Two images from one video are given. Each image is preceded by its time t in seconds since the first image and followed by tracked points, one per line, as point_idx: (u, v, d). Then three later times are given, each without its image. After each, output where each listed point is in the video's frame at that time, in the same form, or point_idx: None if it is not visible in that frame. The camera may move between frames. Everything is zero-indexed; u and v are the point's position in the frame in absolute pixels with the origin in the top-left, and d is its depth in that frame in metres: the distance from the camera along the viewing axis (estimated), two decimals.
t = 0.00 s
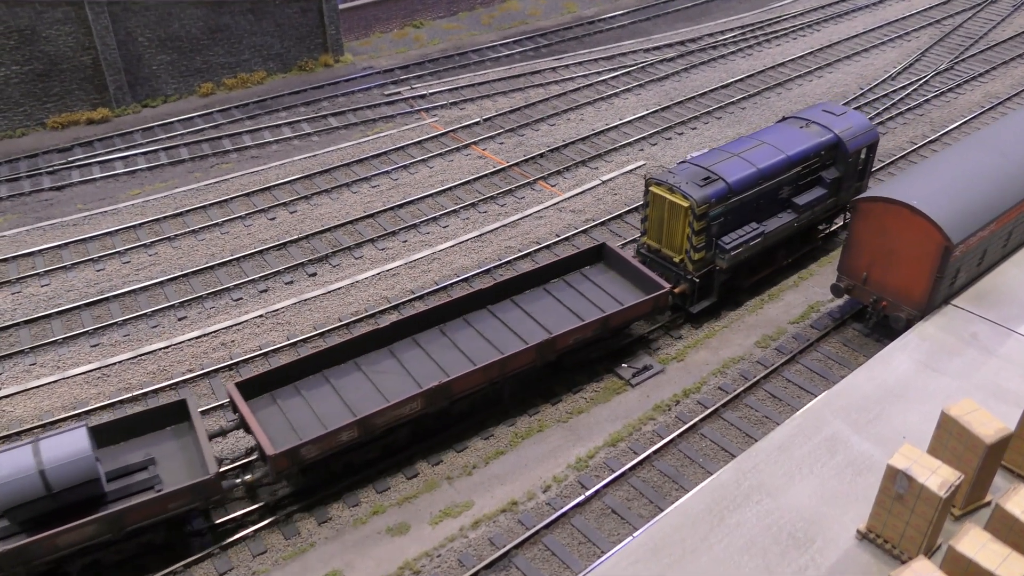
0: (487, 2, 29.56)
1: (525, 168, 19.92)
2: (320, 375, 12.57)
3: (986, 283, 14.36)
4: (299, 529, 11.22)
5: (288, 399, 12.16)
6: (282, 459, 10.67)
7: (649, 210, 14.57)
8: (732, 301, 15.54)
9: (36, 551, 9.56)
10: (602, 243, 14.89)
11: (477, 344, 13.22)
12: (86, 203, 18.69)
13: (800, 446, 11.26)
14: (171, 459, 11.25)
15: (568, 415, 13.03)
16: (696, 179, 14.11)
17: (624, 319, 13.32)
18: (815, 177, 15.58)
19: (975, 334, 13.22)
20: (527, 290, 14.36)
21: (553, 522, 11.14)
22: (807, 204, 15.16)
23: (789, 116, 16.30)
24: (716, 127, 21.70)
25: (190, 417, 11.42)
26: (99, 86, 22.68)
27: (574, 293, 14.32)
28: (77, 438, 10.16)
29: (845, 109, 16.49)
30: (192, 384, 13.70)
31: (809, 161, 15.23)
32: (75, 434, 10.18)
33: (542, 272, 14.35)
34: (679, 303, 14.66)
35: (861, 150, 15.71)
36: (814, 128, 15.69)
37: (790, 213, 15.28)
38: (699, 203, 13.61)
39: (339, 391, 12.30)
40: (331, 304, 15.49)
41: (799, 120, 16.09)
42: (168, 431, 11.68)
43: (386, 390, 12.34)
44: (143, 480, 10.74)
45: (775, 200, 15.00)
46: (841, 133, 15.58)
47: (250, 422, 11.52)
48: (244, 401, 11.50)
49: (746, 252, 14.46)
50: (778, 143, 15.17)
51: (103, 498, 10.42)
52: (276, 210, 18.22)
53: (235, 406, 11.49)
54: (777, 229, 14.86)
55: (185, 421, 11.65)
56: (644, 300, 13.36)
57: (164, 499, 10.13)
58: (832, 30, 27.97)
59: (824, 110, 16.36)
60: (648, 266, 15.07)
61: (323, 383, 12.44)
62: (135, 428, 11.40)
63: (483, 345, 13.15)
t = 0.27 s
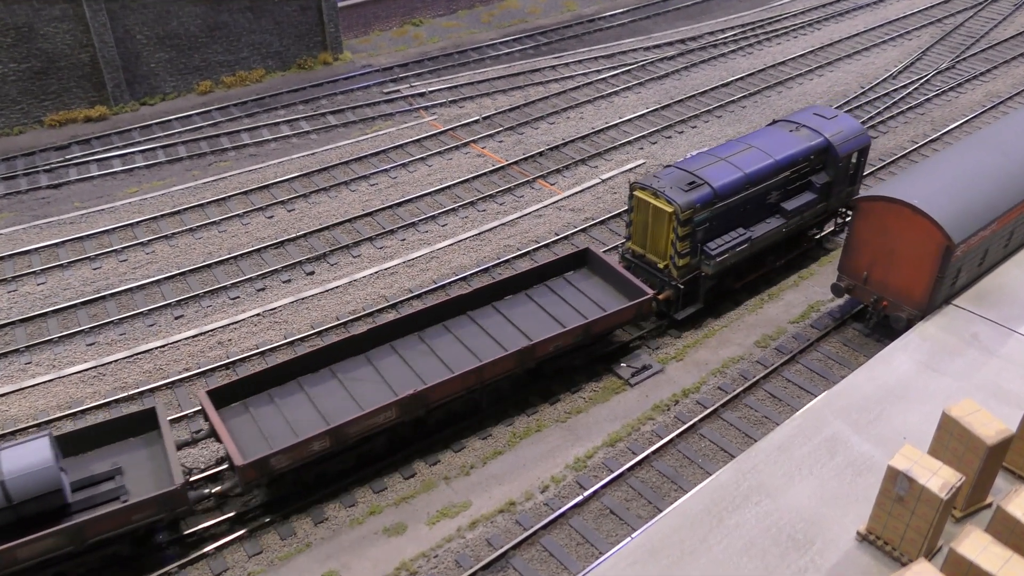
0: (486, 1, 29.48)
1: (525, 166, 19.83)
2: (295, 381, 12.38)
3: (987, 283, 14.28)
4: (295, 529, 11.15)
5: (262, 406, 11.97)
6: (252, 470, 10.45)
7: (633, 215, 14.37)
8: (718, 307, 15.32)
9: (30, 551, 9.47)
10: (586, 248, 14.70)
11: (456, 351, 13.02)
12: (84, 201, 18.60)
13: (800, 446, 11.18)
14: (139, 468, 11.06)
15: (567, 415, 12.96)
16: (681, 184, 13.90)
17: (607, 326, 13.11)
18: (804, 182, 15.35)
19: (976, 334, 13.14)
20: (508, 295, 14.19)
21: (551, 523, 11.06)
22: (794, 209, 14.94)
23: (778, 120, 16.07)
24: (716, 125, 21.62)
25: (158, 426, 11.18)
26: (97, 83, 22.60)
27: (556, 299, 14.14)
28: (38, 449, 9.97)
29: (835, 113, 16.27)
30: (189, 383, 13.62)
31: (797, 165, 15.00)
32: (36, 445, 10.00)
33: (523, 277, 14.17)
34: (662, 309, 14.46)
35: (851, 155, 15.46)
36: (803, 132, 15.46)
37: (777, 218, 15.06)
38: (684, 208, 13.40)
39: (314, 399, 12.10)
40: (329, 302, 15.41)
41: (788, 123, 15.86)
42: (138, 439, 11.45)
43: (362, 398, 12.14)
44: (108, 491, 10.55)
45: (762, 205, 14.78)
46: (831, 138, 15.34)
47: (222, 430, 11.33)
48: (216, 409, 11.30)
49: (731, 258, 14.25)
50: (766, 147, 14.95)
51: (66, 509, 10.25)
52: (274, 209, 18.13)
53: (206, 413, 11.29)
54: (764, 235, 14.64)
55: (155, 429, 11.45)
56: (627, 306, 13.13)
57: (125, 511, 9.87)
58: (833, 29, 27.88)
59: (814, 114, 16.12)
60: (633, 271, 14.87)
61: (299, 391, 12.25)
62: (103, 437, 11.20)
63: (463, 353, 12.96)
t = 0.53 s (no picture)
0: None
1: (522, 161, 19.72)
2: (264, 387, 12.16)
3: (986, 278, 14.18)
4: (290, 526, 11.08)
5: (227, 413, 11.76)
6: (213, 478, 10.22)
7: (612, 217, 14.00)
8: (701, 310, 15.05)
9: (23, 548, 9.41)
10: (565, 251, 14.44)
11: (429, 357, 12.74)
12: (79, 196, 18.51)
13: (798, 442, 11.11)
14: (99, 476, 10.89)
15: (563, 411, 12.88)
16: (661, 186, 13.52)
17: (584, 330, 12.83)
18: (789, 183, 15.00)
19: (976, 330, 13.06)
20: (485, 299, 13.94)
21: (547, 519, 10.99)
22: (779, 211, 14.61)
23: (764, 119, 15.71)
24: (715, 120, 21.51)
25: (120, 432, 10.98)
26: (93, 78, 22.49)
27: (534, 303, 13.88)
28: None
29: (822, 111, 15.88)
30: (185, 379, 13.54)
31: (782, 166, 14.63)
32: None
33: (500, 280, 13.91)
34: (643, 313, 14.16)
35: (838, 155, 15.07)
36: (790, 131, 15.10)
37: (761, 220, 14.73)
38: (663, 210, 13.03)
39: (281, 407, 11.86)
40: (325, 297, 15.33)
41: (774, 122, 15.49)
42: (99, 446, 11.26)
43: (331, 405, 11.89)
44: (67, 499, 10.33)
45: (746, 206, 14.43)
46: (817, 138, 14.97)
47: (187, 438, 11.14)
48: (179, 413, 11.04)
49: (714, 260, 13.90)
50: (750, 147, 14.59)
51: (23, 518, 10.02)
52: (270, 203, 18.04)
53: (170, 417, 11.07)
54: (748, 237, 14.28)
55: (117, 436, 11.29)
56: (605, 310, 12.83)
57: (82, 522, 9.63)
58: (833, 22, 27.73)
59: (801, 114, 15.75)
60: (612, 274, 14.56)
61: (266, 397, 12.03)
62: (62, 443, 10.99)
63: (436, 359, 12.68)
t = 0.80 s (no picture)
0: None
1: (520, 155, 19.65)
2: (231, 393, 11.92)
3: (985, 273, 14.13)
4: (285, 521, 11.05)
5: (193, 418, 11.52)
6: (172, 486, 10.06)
7: (592, 219, 13.91)
8: (685, 312, 14.82)
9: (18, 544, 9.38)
10: (544, 253, 14.15)
11: (402, 362, 12.50)
12: (75, 190, 18.44)
13: (796, 438, 11.07)
14: (60, 484, 10.66)
15: (560, 406, 12.84)
16: (640, 188, 13.41)
17: (560, 335, 12.57)
18: (773, 184, 14.77)
19: (974, 325, 13.00)
20: (460, 303, 13.68)
21: (544, 515, 10.96)
22: (762, 213, 14.38)
23: (749, 119, 15.48)
24: (714, 114, 21.43)
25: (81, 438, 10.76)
26: (89, 71, 22.39)
27: (511, 306, 13.62)
28: None
29: (808, 112, 15.65)
30: (180, 374, 13.50)
31: (765, 167, 14.41)
32: None
33: (477, 283, 13.65)
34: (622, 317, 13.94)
35: (823, 156, 14.81)
36: (774, 131, 14.88)
37: (744, 222, 14.52)
38: (642, 212, 12.91)
39: (249, 412, 11.63)
40: (321, 293, 15.27)
41: (759, 122, 15.30)
42: (62, 453, 11.04)
43: (300, 412, 11.66)
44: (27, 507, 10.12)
45: (728, 208, 14.25)
46: (801, 138, 14.72)
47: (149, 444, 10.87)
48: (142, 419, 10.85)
49: (694, 263, 13.74)
50: (733, 148, 14.38)
51: None
52: (266, 198, 17.97)
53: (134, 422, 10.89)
54: (729, 240, 14.11)
55: (78, 442, 11.07)
56: (581, 315, 12.55)
57: (40, 531, 9.42)
58: (833, 16, 27.61)
59: (785, 114, 15.52)
60: (593, 277, 14.43)
61: (233, 403, 11.79)
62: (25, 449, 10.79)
63: (408, 365, 12.44)
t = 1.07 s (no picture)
0: None
1: (520, 152, 19.62)
2: (205, 397, 11.77)
3: (985, 270, 14.10)
4: (283, 517, 11.05)
5: (166, 423, 11.38)
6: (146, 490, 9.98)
7: (574, 223, 13.57)
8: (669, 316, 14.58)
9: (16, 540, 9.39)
10: (526, 257, 13.98)
11: (380, 368, 12.33)
12: (74, 186, 18.42)
13: (794, 435, 11.06)
14: (29, 489, 10.58)
15: (559, 403, 12.83)
16: (623, 191, 13.09)
17: (540, 340, 12.40)
18: (760, 187, 14.57)
19: (974, 322, 12.99)
20: (441, 306, 13.51)
21: (542, 512, 10.96)
22: (748, 216, 14.20)
23: (736, 120, 15.27)
24: (714, 110, 21.40)
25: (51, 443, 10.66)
26: (88, 67, 22.35)
27: (492, 311, 13.45)
28: None
29: (797, 114, 15.42)
30: (179, 370, 13.49)
31: (751, 170, 14.19)
32: None
33: (459, 287, 13.48)
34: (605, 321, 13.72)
35: (811, 158, 14.62)
36: (762, 133, 14.67)
37: (730, 226, 14.31)
38: (625, 216, 12.61)
39: (223, 418, 11.49)
40: (320, 289, 15.26)
41: (747, 124, 15.06)
42: (32, 457, 10.95)
43: (274, 417, 11.51)
44: None
45: (713, 211, 14.02)
46: (789, 140, 14.52)
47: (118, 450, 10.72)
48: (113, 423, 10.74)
49: (678, 268, 13.49)
50: (719, 150, 14.15)
51: None
52: (265, 194, 17.94)
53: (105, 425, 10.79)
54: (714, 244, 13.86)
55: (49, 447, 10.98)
56: (562, 320, 12.40)
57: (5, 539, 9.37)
58: (833, 12, 27.55)
59: (774, 115, 15.30)
60: (575, 280, 14.16)
61: (207, 407, 11.65)
62: None
63: (386, 371, 12.28)
